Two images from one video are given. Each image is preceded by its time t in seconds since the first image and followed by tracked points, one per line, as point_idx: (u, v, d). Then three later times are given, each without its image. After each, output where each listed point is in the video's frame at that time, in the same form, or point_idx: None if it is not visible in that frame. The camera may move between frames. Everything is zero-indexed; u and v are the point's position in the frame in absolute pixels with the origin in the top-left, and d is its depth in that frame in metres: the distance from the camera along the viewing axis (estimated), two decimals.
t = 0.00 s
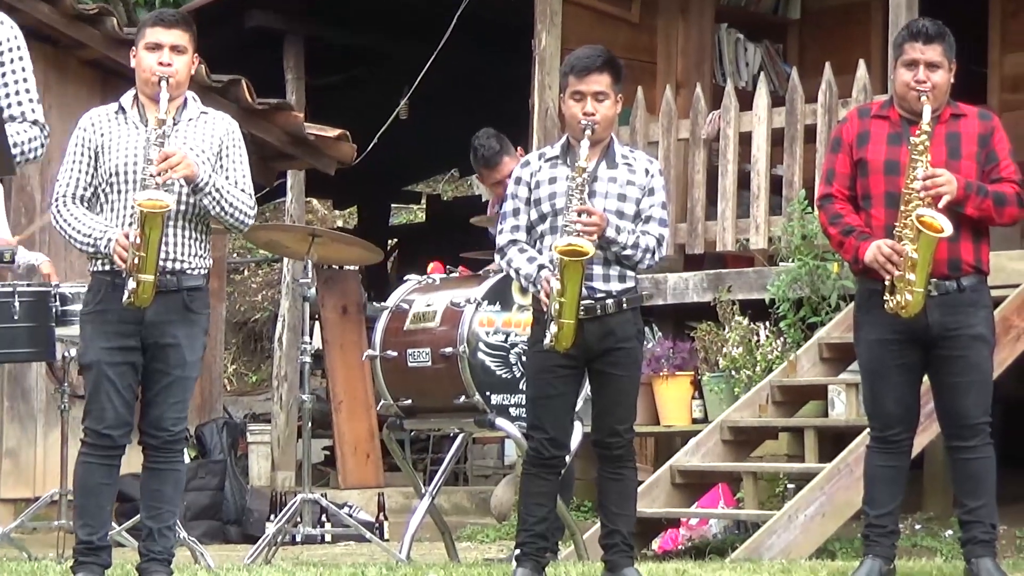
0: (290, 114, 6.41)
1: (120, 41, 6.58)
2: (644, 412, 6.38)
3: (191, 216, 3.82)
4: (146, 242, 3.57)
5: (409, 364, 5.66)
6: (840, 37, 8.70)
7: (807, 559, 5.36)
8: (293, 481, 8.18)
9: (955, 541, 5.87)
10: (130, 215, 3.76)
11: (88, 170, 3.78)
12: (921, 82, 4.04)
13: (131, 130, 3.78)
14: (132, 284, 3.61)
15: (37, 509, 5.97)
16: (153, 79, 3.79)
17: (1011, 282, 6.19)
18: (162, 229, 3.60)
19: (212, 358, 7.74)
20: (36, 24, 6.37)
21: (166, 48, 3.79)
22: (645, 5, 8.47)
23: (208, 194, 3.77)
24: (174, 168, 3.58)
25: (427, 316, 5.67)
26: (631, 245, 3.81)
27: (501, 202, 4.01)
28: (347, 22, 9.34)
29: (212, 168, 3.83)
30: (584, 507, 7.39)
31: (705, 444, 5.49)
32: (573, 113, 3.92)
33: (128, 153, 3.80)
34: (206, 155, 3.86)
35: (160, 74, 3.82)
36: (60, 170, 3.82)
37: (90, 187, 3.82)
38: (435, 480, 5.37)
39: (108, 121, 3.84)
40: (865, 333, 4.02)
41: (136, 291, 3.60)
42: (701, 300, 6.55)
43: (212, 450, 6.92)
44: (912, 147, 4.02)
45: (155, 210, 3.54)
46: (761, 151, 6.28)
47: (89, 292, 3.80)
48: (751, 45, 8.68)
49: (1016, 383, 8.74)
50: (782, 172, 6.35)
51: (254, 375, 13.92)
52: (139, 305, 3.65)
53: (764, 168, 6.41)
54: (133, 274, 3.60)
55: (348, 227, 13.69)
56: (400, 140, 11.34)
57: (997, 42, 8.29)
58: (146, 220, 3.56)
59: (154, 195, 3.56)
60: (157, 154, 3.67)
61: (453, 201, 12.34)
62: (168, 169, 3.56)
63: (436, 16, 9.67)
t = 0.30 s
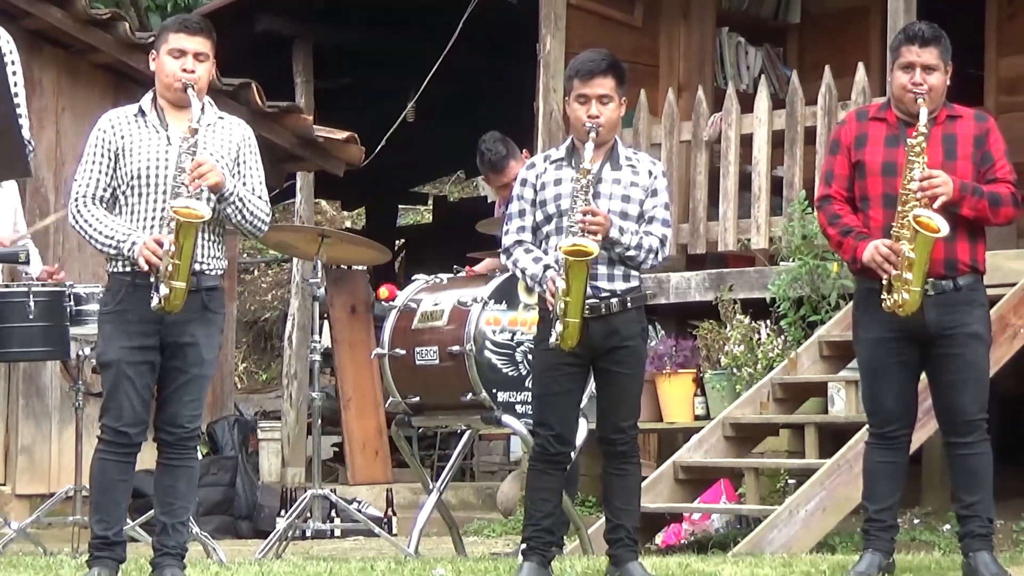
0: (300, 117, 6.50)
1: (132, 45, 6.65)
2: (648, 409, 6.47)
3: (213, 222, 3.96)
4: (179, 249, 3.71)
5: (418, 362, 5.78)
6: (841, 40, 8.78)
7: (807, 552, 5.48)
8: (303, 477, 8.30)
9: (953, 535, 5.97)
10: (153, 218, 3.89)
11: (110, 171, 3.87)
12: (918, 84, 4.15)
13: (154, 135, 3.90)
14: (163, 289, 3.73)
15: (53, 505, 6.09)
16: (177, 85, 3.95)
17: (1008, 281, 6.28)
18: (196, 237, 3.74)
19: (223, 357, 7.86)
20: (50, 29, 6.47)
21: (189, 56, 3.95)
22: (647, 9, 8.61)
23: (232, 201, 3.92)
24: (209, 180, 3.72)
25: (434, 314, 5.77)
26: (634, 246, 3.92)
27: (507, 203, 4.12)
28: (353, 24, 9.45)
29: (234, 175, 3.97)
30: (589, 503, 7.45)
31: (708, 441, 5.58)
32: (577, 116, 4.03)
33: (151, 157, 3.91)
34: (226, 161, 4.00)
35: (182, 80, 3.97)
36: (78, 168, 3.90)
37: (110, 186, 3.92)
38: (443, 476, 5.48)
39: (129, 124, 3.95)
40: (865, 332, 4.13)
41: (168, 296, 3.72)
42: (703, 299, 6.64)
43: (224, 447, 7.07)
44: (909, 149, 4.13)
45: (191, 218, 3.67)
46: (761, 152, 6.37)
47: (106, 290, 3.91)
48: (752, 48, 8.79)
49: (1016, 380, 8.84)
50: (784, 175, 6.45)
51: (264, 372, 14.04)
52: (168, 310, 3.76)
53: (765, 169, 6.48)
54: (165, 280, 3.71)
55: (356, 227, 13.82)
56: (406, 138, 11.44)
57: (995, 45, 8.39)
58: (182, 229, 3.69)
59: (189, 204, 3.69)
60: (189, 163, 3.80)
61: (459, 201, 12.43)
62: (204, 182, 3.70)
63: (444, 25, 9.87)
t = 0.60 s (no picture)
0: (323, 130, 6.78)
1: (165, 63, 7.04)
2: (652, 406, 6.76)
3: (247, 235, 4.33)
4: (217, 264, 4.08)
5: (435, 363, 6.11)
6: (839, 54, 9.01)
7: (804, 541, 5.77)
8: (326, 471, 8.63)
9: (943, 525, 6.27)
10: (190, 229, 4.24)
11: (150, 184, 4.20)
12: (905, 99, 4.45)
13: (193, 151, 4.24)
14: (203, 303, 4.08)
15: (90, 497, 6.43)
16: (215, 102, 4.27)
17: (995, 285, 6.57)
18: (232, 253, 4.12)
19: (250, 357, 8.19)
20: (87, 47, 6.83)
21: (226, 75, 4.29)
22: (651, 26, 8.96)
23: (266, 217, 4.30)
24: (245, 200, 4.09)
25: (451, 317, 6.10)
26: (639, 252, 4.21)
27: (520, 212, 4.44)
28: (370, 38, 9.75)
29: (266, 191, 4.34)
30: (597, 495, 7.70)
31: (709, 437, 5.89)
32: (586, 130, 4.32)
33: (189, 172, 4.25)
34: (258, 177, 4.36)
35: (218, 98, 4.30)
36: (120, 180, 4.23)
37: (149, 198, 4.26)
38: (459, 470, 5.81)
39: (168, 139, 4.28)
40: (860, 333, 4.44)
41: (208, 309, 4.07)
42: (705, 302, 6.89)
43: (252, 442, 7.37)
44: (897, 160, 4.43)
45: (229, 236, 4.06)
46: (760, 163, 6.62)
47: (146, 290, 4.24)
48: (750, 64, 9.05)
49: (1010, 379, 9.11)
50: (778, 186, 6.71)
51: (288, 372, 14.40)
52: (208, 322, 4.12)
53: (763, 180, 6.67)
54: (204, 294, 4.08)
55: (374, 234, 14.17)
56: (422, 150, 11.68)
57: (981, 61, 8.64)
58: (219, 247, 4.07)
59: (227, 223, 4.07)
60: (226, 182, 4.16)
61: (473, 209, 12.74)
62: (241, 200, 4.07)
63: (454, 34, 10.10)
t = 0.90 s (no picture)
0: (363, 146, 7.15)
1: (214, 83, 7.42)
2: (677, 406, 7.09)
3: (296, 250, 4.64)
4: (260, 279, 4.40)
5: (472, 365, 6.45)
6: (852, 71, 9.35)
7: (823, 533, 6.08)
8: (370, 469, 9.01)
9: (956, 517, 6.57)
10: (241, 243, 4.59)
11: (205, 200, 4.58)
12: (915, 112, 4.75)
13: (245, 169, 4.59)
14: (248, 315, 4.42)
15: (147, 495, 6.81)
16: (266, 122, 4.64)
17: (1003, 290, 6.88)
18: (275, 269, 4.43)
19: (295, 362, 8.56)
20: (142, 69, 7.23)
21: (277, 97, 4.65)
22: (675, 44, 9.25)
23: (312, 234, 4.60)
24: (286, 219, 4.39)
25: (487, 322, 6.46)
26: (665, 260, 4.56)
27: (552, 224, 4.80)
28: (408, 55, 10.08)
29: (314, 210, 4.64)
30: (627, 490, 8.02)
31: (732, 434, 6.22)
32: (613, 144, 4.67)
33: (242, 189, 4.61)
34: (307, 196, 4.68)
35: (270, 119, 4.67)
36: (180, 196, 4.62)
37: (206, 214, 4.63)
38: (496, 467, 6.16)
39: (224, 157, 4.64)
40: (875, 335, 4.74)
41: (252, 322, 4.40)
42: (728, 306, 7.21)
43: (299, 441, 7.78)
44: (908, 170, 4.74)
45: (270, 254, 4.36)
46: (778, 176, 6.92)
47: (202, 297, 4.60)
48: (768, 80, 9.44)
49: None
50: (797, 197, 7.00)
51: (333, 375, 14.81)
52: (254, 333, 4.44)
53: (782, 191, 6.94)
54: (249, 307, 4.41)
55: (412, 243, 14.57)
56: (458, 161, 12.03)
57: (986, 77, 8.94)
58: (262, 266, 4.39)
59: (270, 241, 4.38)
60: (272, 202, 4.48)
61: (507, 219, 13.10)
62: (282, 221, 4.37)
63: (487, 50, 10.42)
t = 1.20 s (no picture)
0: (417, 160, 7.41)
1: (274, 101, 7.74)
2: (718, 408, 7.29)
3: (353, 262, 4.89)
4: (312, 290, 4.67)
5: (521, 370, 6.77)
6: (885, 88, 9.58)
7: (858, 530, 6.35)
8: (422, 469, 9.33)
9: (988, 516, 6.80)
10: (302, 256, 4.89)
11: (268, 216, 4.90)
12: (947, 126, 4.97)
13: (304, 185, 4.89)
14: (304, 325, 4.70)
15: (211, 494, 7.16)
16: (323, 140, 4.91)
17: None
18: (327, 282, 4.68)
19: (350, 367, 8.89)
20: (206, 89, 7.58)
21: (334, 116, 4.88)
22: (713, 64, 9.65)
23: (366, 247, 4.83)
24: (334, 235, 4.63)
25: (535, 328, 6.78)
26: (706, 269, 4.84)
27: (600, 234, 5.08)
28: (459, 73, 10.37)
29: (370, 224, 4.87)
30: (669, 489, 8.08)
31: (771, 435, 6.48)
32: (655, 158, 4.95)
33: (302, 205, 4.90)
34: (364, 210, 4.91)
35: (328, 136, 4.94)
36: (246, 212, 4.96)
37: (271, 227, 4.95)
38: (544, 467, 6.45)
39: (286, 174, 4.96)
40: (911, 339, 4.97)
41: (307, 332, 4.69)
42: (766, 313, 7.47)
43: (355, 443, 8.11)
44: (940, 182, 4.98)
45: (321, 268, 4.61)
46: (812, 187, 7.14)
47: (266, 305, 4.92)
48: (804, 96, 9.67)
49: None
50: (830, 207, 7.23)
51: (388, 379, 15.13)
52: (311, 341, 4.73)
53: (817, 202, 7.18)
54: (304, 318, 4.69)
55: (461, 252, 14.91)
56: (505, 172, 12.35)
57: (1013, 92, 9.20)
58: (315, 279, 4.65)
59: (322, 255, 4.64)
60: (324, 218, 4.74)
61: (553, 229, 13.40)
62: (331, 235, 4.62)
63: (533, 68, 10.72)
